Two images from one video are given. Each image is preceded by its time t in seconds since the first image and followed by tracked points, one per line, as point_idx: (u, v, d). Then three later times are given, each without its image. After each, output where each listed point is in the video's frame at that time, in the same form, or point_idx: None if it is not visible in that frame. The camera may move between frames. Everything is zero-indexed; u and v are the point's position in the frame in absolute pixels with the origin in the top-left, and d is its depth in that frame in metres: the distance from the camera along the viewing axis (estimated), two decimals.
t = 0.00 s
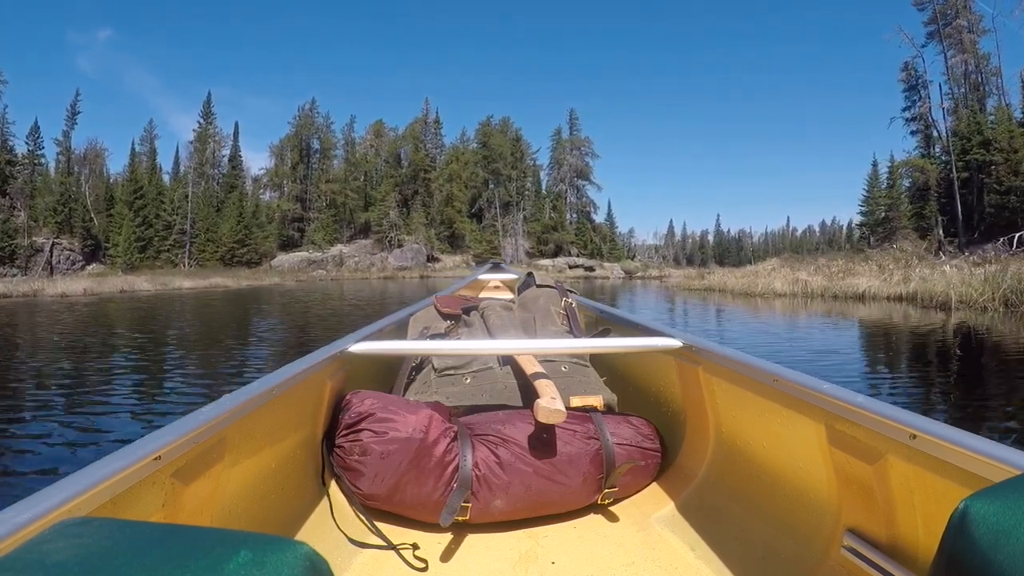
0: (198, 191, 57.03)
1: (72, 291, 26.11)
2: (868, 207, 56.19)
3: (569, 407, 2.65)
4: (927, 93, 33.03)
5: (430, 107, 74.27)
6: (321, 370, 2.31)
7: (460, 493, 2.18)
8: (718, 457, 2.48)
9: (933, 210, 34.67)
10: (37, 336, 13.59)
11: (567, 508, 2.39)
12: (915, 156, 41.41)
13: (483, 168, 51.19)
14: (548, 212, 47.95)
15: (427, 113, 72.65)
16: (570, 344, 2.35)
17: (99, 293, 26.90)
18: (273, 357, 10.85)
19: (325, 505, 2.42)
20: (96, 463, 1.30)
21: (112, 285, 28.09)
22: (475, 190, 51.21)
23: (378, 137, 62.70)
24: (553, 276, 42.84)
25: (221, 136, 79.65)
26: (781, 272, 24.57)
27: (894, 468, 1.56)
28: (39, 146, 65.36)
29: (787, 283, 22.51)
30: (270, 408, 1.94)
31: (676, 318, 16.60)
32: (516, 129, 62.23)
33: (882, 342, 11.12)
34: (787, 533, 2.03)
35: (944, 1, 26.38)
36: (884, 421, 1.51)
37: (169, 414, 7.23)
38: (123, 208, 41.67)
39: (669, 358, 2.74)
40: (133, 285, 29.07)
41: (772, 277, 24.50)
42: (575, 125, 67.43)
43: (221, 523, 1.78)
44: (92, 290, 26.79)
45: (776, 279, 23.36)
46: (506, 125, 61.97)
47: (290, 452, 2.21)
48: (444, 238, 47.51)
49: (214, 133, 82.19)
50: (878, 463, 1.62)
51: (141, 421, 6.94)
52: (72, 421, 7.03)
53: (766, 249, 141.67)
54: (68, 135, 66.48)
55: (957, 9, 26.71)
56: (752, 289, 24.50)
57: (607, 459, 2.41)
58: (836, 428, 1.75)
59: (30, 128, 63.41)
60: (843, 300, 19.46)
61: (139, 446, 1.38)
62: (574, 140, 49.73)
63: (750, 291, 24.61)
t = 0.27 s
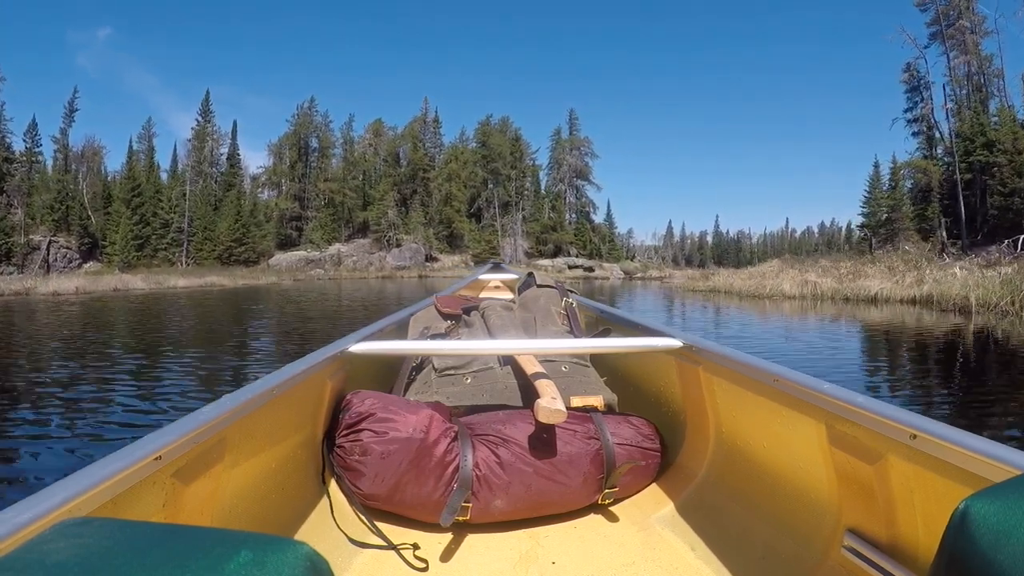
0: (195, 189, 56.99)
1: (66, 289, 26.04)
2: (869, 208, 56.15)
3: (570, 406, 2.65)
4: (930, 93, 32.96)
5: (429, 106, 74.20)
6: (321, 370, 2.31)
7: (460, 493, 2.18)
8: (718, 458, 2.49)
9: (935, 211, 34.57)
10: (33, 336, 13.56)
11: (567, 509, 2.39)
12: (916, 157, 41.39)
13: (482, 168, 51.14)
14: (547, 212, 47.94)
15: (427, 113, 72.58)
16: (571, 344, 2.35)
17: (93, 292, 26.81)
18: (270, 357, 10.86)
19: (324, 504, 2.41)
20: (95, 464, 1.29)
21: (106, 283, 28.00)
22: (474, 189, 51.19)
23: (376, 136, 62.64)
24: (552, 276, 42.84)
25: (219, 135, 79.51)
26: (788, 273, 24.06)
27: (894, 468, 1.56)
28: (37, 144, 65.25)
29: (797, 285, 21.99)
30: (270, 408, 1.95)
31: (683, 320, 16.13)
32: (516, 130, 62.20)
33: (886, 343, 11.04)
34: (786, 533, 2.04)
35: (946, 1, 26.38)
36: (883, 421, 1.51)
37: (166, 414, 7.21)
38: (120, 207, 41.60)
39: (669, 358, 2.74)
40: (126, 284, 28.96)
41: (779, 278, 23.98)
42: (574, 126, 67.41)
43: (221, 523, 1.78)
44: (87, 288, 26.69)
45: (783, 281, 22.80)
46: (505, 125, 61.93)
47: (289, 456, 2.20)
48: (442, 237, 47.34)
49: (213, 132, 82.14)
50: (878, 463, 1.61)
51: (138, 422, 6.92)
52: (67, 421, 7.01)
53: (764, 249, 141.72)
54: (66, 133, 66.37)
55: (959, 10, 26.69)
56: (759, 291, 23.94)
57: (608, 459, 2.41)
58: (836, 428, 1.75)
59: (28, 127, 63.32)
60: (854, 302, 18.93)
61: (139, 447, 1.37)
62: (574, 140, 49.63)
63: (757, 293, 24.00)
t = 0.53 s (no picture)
0: (193, 189, 56.92)
1: (60, 290, 25.99)
2: (870, 207, 56.03)
3: (569, 407, 2.65)
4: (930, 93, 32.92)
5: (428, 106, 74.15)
6: (321, 370, 2.31)
7: (460, 493, 2.18)
8: (718, 457, 2.48)
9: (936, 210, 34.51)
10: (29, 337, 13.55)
11: (567, 508, 2.39)
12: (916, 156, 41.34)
13: (481, 167, 51.08)
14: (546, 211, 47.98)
15: (425, 112, 72.53)
16: (570, 344, 2.35)
17: (85, 293, 26.72)
18: (267, 358, 10.87)
19: (325, 505, 2.41)
20: (96, 464, 1.29)
21: (99, 284, 27.93)
22: (473, 189, 51.15)
23: (374, 136, 62.57)
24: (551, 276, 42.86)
25: (217, 134, 79.40)
26: (797, 273, 23.61)
27: (895, 468, 1.55)
28: (34, 144, 65.08)
29: (807, 285, 21.48)
30: (270, 408, 1.95)
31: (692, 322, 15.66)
32: (515, 129, 62.13)
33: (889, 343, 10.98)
34: (787, 533, 2.03)
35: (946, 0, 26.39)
36: (883, 420, 1.51)
37: (163, 416, 7.20)
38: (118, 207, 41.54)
39: (669, 357, 2.74)
40: (120, 285, 28.86)
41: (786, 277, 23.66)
42: (573, 125, 67.33)
43: (221, 523, 1.78)
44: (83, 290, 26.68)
45: (793, 281, 22.24)
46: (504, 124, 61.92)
47: (290, 456, 2.20)
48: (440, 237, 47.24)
49: (210, 131, 82.01)
50: (878, 463, 1.62)
51: (135, 424, 6.91)
52: (64, 422, 7.00)
53: (763, 249, 141.64)
54: (63, 133, 66.21)
55: (960, 8, 26.65)
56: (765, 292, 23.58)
57: (608, 459, 2.41)
58: (836, 428, 1.75)
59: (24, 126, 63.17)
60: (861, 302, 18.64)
61: (139, 447, 1.37)
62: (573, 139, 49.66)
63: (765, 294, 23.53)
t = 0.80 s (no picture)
0: (191, 187, 56.82)
1: (54, 288, 25.89)
2: (872, 209, 55.94)
3: (570, 407, 2.65)
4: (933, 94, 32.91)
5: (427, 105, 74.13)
6: (321, 370, 2.31)
7: (460, 492, 2.18)
8: (718, 458, 2.49)
9: (939, 212, 34.47)
10: (25, 335, 13.51)
11: (567, 509, 2.39)
12: (918, 158, 41.30)
13: (481, 167, 51.01)
14: (545, 211, 48.04)
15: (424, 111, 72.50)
16: (570, 344, 2.35)
17: (77, 291, 26.58)
18: (265, 357, 10.87)
19: (325, 503, 2.42)
20: (97, 463, 1.30)
21: (93, 282, 27.80)
22: (472, 188, 51.08)
23: (373, 134, 62.52)
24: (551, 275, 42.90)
25: (216, 132, 79.34)
26: (807, 274, 23.04)
27: (893, 468, 1.56)
28: (32, 141, 65.02)
29: (818, 288, 20.83)
30: (270, 408, 1.95)
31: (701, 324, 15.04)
32: (515, 129, 62.09)
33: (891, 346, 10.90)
34: (787, 533, 2.03)
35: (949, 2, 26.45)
36: (881, 419, 1.51)
37: (160, 414, 7.20)
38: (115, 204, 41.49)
39: (669, 356, 2.74)
40: (113, 282, 28.69)
41: (787, 279, 23.67)
42: (573, 125, 67.26)
43: (221, 524, 1.78)
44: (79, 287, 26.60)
45: (803, 283, 21.56)
46: (504, 123, 61.92)
47: (290, 456, 2.20)
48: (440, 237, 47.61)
49: (209, 130, 81.86)
50: (877, 464, 1.62)
51: (131, 423, 6.88)
52: (59, 422, 6.97)
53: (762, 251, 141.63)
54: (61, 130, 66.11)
55: (963, 10, 26.68)
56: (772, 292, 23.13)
57: (608, 459, 2.41)
58: (836, 428, 1.75)
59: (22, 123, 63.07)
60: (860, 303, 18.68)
61: (138, 447, 1.37)
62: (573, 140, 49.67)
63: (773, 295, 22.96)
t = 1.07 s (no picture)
0: (190, 184, 56.73)
1: (49, 283, 25.81)
2: (873, 213, 55.85)
3: (570, 407, 2.65)
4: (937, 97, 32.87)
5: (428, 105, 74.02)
6: (322, 369, 2.31)
7: (461, 492, 2.18)
8: (718, 458, 2.49)
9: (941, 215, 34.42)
10: (22, 331, 13.47)
11: (567, 508, 2.39)
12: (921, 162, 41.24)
13: (480, 166, 50.93)
14: (545, 212, 48.05)
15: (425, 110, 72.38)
16: (571, 344, 2.35)
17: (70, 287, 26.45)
18: (263, 355, 10.86)
19: (324, 503, 2.41)
20: (97, 463, 1.30)
21: (86, 277, 27.68)
22: (471, 188, 51.00)
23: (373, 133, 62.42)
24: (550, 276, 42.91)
25: (215, 129, 79.16)
26: (816, 277, 22.42)
27: (894, 469, 1.56)
28: (30, 135, 64.82)
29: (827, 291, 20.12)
30: (271, 408, 1.95)
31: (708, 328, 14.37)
32: (515, 129, 62.00)
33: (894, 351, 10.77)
34: (787, 533, 2.04)
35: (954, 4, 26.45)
36: (881, 420, 1.52)
37: (157, 412, 7.19)
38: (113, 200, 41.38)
39: (670, 356, 2.74)
40: (106, 278, 28.51)
41: (789, 281, 23.62)
42: (573, 126, 67.15)
43: (221, 523, 1.78)
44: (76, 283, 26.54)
45: (812, 286, 20.86)
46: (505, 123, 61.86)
47: (290, 456, 2.20)
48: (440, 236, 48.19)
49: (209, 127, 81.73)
50: (878, 463, 1.61)
51: (128, 421, 6.85)
52: (56, 419, 6.95)
53: (761, 253, 141.67)
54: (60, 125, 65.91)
55: (967, 13, 26.64)
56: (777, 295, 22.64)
57: (608, 459, 2.41)
58: (836, 428, 1.75)
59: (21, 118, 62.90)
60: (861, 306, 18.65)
61: (139, 447, 1.37)
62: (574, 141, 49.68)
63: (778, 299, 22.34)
